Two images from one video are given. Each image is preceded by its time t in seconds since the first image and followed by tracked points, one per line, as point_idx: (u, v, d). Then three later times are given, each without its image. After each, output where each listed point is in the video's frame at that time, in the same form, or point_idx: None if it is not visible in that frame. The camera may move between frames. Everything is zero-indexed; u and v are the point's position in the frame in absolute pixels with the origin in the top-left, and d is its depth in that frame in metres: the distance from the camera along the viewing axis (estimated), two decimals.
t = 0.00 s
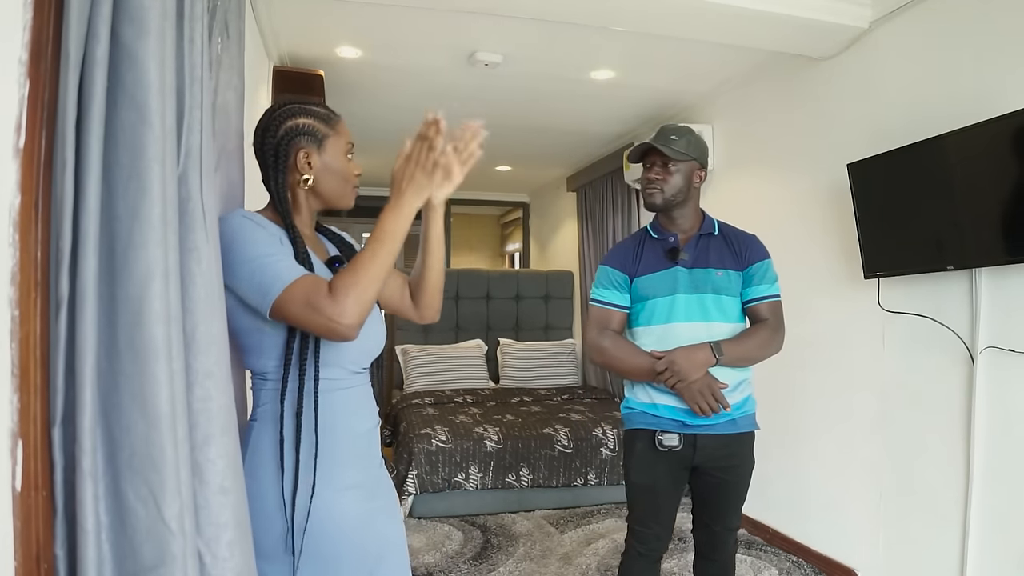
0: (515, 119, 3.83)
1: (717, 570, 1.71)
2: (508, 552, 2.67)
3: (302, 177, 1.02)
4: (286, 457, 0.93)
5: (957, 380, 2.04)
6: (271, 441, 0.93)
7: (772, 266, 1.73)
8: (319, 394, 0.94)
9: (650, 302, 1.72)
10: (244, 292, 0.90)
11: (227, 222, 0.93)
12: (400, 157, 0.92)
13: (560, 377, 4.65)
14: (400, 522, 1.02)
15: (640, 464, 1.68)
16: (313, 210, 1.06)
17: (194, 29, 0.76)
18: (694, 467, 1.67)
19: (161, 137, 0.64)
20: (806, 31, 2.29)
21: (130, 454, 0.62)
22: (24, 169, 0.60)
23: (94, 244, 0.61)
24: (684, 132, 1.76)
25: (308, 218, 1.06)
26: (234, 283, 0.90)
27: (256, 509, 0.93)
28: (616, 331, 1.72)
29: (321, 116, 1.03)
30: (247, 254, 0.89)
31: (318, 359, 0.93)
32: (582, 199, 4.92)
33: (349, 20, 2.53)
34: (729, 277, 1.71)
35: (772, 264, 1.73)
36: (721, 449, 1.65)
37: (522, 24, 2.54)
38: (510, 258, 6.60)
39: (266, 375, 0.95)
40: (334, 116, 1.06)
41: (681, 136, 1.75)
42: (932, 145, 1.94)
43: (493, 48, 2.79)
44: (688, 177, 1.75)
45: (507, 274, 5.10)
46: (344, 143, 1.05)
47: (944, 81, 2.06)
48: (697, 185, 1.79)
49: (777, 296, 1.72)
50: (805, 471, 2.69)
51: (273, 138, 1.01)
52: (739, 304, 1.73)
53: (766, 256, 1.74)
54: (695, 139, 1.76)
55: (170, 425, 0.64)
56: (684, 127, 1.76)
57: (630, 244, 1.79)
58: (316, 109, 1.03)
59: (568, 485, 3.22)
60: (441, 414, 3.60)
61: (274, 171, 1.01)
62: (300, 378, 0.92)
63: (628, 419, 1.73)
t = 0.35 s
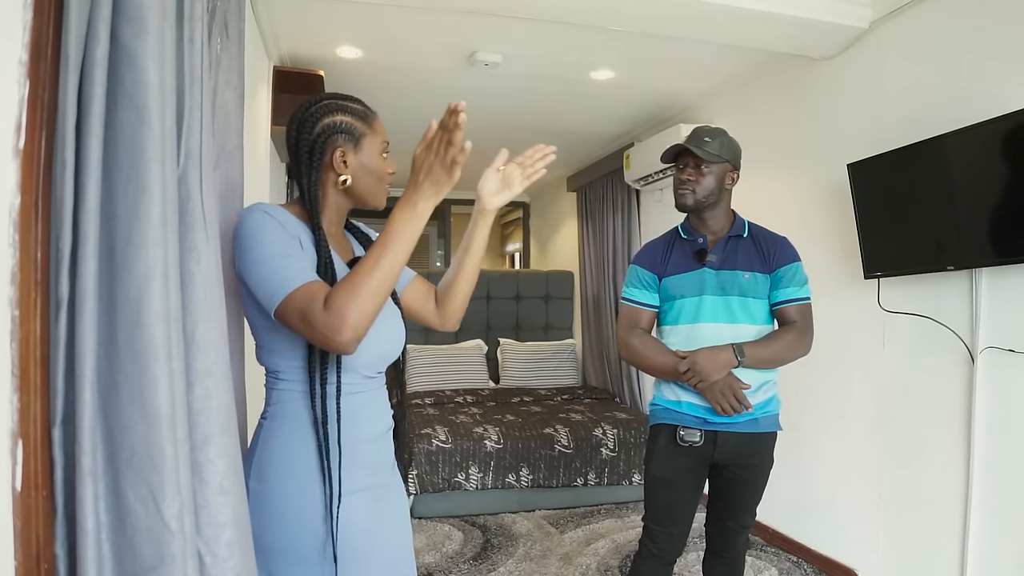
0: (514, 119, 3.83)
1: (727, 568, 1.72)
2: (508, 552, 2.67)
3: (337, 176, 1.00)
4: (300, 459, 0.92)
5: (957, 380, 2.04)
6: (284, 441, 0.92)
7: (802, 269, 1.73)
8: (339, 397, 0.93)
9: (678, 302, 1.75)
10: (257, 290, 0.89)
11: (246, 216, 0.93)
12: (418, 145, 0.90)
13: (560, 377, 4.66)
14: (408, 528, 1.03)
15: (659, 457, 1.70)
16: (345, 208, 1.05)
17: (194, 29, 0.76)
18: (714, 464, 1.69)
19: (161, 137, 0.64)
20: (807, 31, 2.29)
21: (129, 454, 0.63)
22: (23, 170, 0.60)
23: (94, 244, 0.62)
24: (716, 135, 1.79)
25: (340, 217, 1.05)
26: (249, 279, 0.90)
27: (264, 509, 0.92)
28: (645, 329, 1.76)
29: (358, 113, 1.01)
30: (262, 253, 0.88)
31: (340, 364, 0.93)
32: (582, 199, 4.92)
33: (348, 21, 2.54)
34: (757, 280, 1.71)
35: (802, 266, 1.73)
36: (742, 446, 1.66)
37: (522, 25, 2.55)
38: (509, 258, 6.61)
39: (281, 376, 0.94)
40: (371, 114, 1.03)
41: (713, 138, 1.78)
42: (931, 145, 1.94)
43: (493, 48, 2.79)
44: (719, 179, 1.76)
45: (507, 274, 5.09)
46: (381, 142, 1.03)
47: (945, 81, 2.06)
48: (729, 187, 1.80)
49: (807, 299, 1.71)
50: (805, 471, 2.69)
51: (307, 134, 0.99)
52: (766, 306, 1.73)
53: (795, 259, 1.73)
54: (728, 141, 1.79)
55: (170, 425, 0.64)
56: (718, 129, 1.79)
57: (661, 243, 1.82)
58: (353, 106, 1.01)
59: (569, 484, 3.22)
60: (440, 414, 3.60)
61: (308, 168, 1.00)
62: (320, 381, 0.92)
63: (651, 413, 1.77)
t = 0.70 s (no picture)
0: (514, 119, 3.83)
1: (725, 565, 1.73)
2: (509, 552, 2.67)
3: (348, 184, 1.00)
4: (306, 460, 0.92)
5: (958, 380, 2.04)
6: (290, 441, 0.92)
7: (811, 274, 1.72)
8: (343, 399, 0.93)
9: (686, 300, 1.75)
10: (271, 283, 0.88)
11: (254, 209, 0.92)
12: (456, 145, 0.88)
13: (560, 377, 4.66)
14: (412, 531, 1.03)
15: (660, 450, 1.71)
16: (355, 214, 1.05)
17: (196, 29, 0.76)
18: (713, 460, 1.70)
19: (163, 136, 0.64)
20: (808, 31, 2.29)
21: (131, 454, 0.63)
22: (26, 170, 0.60)
23: (96, 244, 0.61)
24: (735, 137, 1.78)
25: (349, 222, 1.05)
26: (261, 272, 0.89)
27: (265, 509, 0.92)
28: (652, 325, 1.75)
29: (377, 123, 1.00)
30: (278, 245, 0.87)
31: (350, 367, 0.93)
32: (583, 199, 4.92)
33: (349, 21, 2.54)
34: (765, 284, 1.72)
35: (811, 273, 1.72)
36: (740, 443, 1.67)
37: (522, 25, 2.55)
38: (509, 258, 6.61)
39: (287, 376, 0.94)
40: (391, 123, 1.02)
41: (733, 140, 1.76)
42: (932, 145, 1.94)
43: (494, 48, 2.79)
44: (737, 181, 1.75)
45: (507, 274, 5.09)
46: (397, 154, 1.01)
47: (946, 81, 2.06)
48: (745, 190, 1.79)
49: (813, 305, 1.71)
50: (805, 471, 2.69)
51: (323, 139, 1.00)
52: (773, 310, 1.74)
53: (805, 264, 1.72)
54: (746, 144, 1.78)
55: (172, 425, 0.64)
56: (737, 132, 1.78)
57: (672, 239, 1.81)
58: (372, 115, 1.00)
59: (569, 485, 3.22)
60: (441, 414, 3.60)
61: (320, 173, 1.00)
62: (328, 382, 0.92)
63: (654, 405, 1.78)
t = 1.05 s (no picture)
0: (515, 119, 3.83)
1: (716, 565, 1.73)
2: (508, 551, 2.67)
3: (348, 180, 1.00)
4: (306, 460, 0.92)
5: (958, 380, 2.04)
6: (290, 442, 0.92)
7: (790, 273, 1.73)
8: (342, 400, 0.93)
9: (667, 299, 1.74)
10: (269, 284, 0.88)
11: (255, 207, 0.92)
12: (473, 161, 0.89)
13: (560, 377, 4.66)
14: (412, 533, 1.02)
15: (640, 455, 1.70)
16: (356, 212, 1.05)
17: (194, 28, 0.76)
18: (693, 463, 1.70)
19: (162, 136, 0.64)
20: (807, 31, 2.29)
21: (130, 455, 0.62)
22: (25, 170, 0.60)
23: (94, 244, 0.61)
24: (713, 136, 1.79)
25: (349, 219, 1.05)
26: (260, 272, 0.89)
27: (266, 509, 0.92)
28: (632, 324, 1.75)
29: (376, 118, 1.00)
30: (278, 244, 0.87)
31: (349, 366, 0.93)
32: (582, 199, 4.92)
33: (349, 20, 2.53)
34: (745, 281, 1.72)
35: (790, 271, 1.73)
36: (719, 445, 1.67)
37: (522, 24, 2.54)
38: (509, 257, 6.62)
39: (288, 377, 0.94)
40: (390, 119, 1.02)
41: (711, 139, 1.78)
42: (931, 145, 1.94)
43: (494, 48, 2.79)
44: (716, 179, 1.76)
45: (507, 274, 5.09)
46: (396, 149, 1.02)
47: (945, 80, 2.06)
48: (723, 188, 1.80)
49: (793, 303, 1.71)
50: (806, 471, 2.69)
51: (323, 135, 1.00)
52: (754, 308, 1.74)
53: (784, 263, 1.73)
54: (724, 142, 1.79)
55: (172, 425, 0.64)
56: (716, 130, 1.79)
57: (652, 239, 1.81)
58: (372, 110, 1.00)
59: (569, 484, 3.22)
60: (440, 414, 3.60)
61: (321, 170, 1.00)
62: (329, 382, 0.92)
63: (632, 410, 1.76)
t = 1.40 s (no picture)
0: (515, 119, 3.83)
1: (709, 568, 1.70)
2: (509, 552, 2.67)
3: (352, 169, 1.00)
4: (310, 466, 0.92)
5: (958, 380, 2.04)
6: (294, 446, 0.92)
7: (766, 270, 1.70)
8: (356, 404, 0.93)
9: (642, 300, 1.76)
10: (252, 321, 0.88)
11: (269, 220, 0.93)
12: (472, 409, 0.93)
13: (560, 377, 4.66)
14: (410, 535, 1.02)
15: (620, 457, 1.71)
16: (358, 205, 1.05)
17: (195, 29, 0.76)
18: (675, 464, 1.69)
19: (162, 137, 0.64)
20: (808, 31, 2.29)
21: (132, 454, 0.63)
22: (26, 172, 0.60)
23: (96, 245, 0.62)
24: (686, 135, 1.79)
25: (354, 213, 1.04)
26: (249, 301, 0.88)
27: (274, 512, 0.92)
28: (609, 327, 1.78)
29: (372, 107, 1.01)
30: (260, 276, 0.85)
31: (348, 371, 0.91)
32: (582, 199, 4.92)
33: (349, 20, 2.54)
34: (720, 280, 1.71)
35: (766, 268, 1.70)
36: (697, 447, 1.66)
37: (523, 24, 2.55)
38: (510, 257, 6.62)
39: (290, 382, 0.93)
40: (384, 108, 1.04)
41: (684, 138, 1.78)
42: (932, 145, 1.94)
43: (494, 48, 2.79)
44: (689, 179, 1.77)
45: (507, 273, 5.09)
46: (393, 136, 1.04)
47: (946, 80, 2.06)
48: (698, 187, 1.81)
49: (771, 300, 1.68)
50: (806, 471, 2.68)
51: (319, 127, 0.99)
52: (731, 307, 1.72)
53: (760, 260, 1.71)
54: (697, 141, 1.79)
55: (172, 425, 0.64)
56: (687, 130, 1.79)
57: (629, 242, 1.84)
58: (366, 100, 1.01)
59: (569, 485, 3.22)
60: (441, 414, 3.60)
61: (322, 163, 0.99)
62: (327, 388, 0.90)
63: (612, 412, 1.77)
